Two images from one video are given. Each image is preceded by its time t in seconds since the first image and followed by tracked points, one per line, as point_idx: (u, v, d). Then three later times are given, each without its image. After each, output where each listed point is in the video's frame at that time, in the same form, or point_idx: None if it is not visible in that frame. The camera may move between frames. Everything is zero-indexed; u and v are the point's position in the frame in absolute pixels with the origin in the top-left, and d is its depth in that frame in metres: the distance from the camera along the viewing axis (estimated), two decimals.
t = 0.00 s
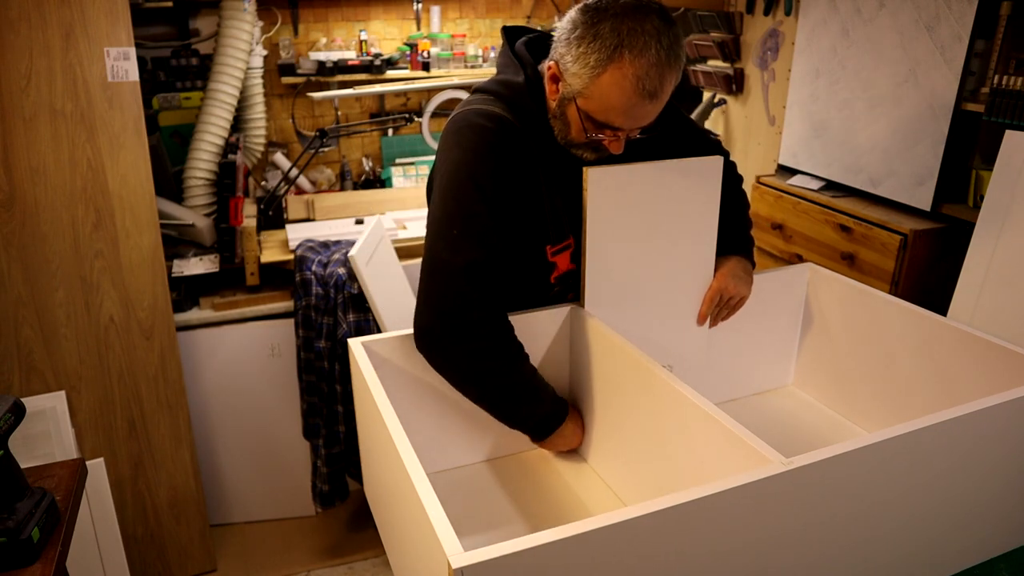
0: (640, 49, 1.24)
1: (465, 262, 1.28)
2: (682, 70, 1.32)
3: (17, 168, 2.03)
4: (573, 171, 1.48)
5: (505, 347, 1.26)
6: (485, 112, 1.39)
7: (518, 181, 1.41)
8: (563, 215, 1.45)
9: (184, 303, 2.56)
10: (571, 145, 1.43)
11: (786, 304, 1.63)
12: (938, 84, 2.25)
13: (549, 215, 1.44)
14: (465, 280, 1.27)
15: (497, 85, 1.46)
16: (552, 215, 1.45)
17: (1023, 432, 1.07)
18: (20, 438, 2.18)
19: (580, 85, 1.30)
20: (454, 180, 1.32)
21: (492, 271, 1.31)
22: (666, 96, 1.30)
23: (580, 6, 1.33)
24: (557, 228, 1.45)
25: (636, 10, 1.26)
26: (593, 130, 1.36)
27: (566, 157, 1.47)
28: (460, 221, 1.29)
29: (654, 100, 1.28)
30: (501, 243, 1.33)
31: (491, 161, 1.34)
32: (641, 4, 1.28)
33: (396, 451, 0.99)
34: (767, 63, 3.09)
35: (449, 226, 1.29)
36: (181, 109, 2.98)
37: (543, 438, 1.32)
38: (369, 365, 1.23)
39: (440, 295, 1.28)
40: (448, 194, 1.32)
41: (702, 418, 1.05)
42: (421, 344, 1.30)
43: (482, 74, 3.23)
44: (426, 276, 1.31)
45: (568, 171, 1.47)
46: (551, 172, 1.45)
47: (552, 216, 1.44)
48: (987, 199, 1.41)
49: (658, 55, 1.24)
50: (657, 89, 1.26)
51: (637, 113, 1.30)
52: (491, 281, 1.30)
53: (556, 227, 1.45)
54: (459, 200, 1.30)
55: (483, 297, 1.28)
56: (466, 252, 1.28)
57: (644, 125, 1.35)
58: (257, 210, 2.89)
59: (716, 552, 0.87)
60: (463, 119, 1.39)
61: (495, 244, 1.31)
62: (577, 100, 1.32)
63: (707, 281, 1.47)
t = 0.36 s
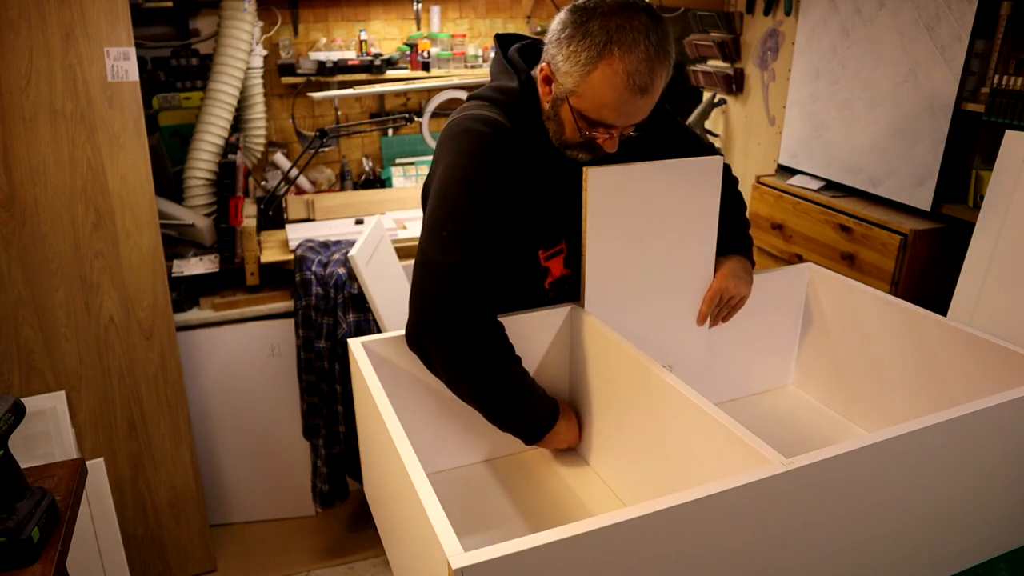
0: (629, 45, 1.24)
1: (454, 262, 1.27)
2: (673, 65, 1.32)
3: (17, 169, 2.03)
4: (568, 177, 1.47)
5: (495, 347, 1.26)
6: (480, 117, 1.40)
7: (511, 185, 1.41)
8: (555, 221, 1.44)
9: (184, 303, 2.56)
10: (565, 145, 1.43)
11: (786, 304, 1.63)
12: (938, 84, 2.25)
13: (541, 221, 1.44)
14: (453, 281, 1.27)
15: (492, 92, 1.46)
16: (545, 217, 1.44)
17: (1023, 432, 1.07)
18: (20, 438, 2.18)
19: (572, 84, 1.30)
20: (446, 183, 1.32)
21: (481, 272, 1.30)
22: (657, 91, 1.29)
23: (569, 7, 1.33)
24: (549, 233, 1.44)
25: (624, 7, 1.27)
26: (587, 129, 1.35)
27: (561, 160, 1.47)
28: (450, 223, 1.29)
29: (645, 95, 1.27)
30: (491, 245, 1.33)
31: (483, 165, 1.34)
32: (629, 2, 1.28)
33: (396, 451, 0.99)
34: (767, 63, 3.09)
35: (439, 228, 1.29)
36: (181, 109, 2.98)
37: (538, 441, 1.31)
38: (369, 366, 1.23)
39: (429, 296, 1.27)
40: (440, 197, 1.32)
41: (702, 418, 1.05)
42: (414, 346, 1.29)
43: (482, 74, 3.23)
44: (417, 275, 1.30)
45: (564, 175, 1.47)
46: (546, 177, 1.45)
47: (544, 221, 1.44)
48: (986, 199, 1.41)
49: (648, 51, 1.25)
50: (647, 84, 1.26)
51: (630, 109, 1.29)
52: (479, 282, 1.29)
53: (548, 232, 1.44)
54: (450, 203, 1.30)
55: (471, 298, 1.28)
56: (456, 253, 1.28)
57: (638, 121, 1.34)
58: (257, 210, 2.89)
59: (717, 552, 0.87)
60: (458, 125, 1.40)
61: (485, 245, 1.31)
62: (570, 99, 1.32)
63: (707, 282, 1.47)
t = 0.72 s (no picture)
0: (619, 54, 1.23)
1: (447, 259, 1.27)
2: (665, 74, 1.31)
3: (17, 169, 2.03)
4: (566, 184, 1.48)
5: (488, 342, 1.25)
6: (477, 118, 1.40)
7: (505, 188, 1.41)
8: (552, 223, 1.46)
9: (184, 303, 2.56)
10: (559, 151, 1.43)
11: (786, 304, 1.63)
12: (938, 84, 2.25)
13: (537, 224, 1.45)
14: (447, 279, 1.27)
15: (489, 94, 1.46)
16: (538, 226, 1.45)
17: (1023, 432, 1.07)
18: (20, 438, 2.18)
19: (563, 92, 1.30)
20: (441, 181, 1.33)
21: (474, 271, 1.30)
22: (648, 100, 1.29)
23: (563, 15, 1.33)
24: (546, 235, 1.46)
25: (616, 16, 1.26)
26: (578, 135, 1.35)
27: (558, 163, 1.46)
28: (443, 219, 1.29)
29: (635, 105, 1.27)
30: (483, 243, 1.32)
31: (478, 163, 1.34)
32: (621, 11, 1.28)
33: (396, 451, 0.99)
34: (767, 63, 3.09)
35: (433, 224, 1.29)
36: (181, 109, 2.98)
37: (534, 429, 1.31)
38: (369, 366, 1.23)
39: (422, 293, 1.26)
40: (434, 194, 1.32)
41: (703, 419, 1.04)
42: (406, 343, 1.29)
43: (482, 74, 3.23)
44: (408, 271, 1.30)
45: (560, 181, 1.47)
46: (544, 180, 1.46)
47: (541, 223, 1.45)
48: (986, 199, 1.41)
49: (638, 61, 1.24)
50: (637, 94, 1.25)
51: (620, 118, 1.29)
52: (472, 281, 1.29)
53: (545, 234, 1.46)
54: (445, 200, 1.30)
55: (462, 295, 1.27)
56: (449, 251, 1.28)
57: (629, 129, 1.33)
58: (257, 210, 2.89)
59: (717, 552, 0.87)
60: (455, 126, 1.40)
61: (479, 244, 1.31)
62: (561, 106, 1.32)
63: (707, 282, 1.47)
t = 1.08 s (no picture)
0: (581, 34, 1.23)
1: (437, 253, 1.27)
2: (634, 56, 1.30)
3: (18, 169, 2.04)
4: (560, 178, 1.48)
5: (482, 339, 1.25)
6: (463, 118, 1.40)
7: (496, 184, 1.41)
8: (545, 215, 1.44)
9: (184, 303, 2.56)
10: (541, 143, 1.42)
11: (787, 304, 1.63)
12: (938, 84, 2.25)
13: (530, 216, 1.44)
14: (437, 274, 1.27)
15: (472, 93, 1.46)
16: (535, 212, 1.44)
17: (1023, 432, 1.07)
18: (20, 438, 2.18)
19: (531, 77, 1.31)
20: (430, 179, 1.32)
21: (467, 265, 1.30)
22: (616, 82, 1.28)
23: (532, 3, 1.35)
24: (540, 227, 1.45)
25: None
26: (551, 122, 1.35)
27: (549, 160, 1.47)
28: (434, 217, 1.29)
29: (601, 86, 1.26)
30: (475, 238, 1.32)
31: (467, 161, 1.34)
32: None
33: (396, 451, 0.99)
34: (767, 63, 3.09)
35: (423, 223, 1.29)
36: (181, 109, 2.98)
37: (532, 432, 1.31)
38: (369, 366, 1.23)
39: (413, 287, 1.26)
40: (423, 193, 1.32)
41: (704, 418, 1.04)
42: (404, 342, 1.29)
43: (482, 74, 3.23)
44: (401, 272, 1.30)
45: (551, 175, 1.47)
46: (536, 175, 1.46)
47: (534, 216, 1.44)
48: (986, 199, 1.40)
49: (601, 41, 1.24)
50: (601, 74, 1.25)
51: (587, 100, 1.28)
52: (465, 275, 1.29)
53: (538, 226, 1.44)
54: (434, 198, 1.30)
55: (457, 289, 1.27)
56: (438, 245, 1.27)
57: (601, 114, 1.32)
58: (257, 210, 2.89)
59: (717, 552, 0.87)
60: (440, 126, 1.40)
61: (471, 239, 1.31)
62: (532, 92, 1.33)
63: (707, 282, 1.47)
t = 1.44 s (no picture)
0: (565, 28, 1.24)
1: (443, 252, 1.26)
2: (617, 47, 1.30)
3: (17, 169, 2.03)
4: (557, 175, 1.52)
5: (491, 337, 1.25)
6: (459, 121, 1.40)
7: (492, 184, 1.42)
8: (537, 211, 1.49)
9: (184, 303, 2.57)
10: (532, 140, 1.42)
11: (786, 304, 1.63)
12: (938, 84, 2.25)
13: (523, 213, 1.48)
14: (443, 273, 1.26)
15: (460, 95, 1.46)
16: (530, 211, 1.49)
17: None
18: (20, 438, 2.18)
19: (517, 72, 1.31)
20: (428, 181, 1.32)
21: (473, 262, 1.29)
22: (602, 73, 1.28)
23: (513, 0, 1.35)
24: (532, 223, 1.49)
25: None
26: (539, 117, 1.35)
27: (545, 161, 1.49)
28: (436, 217, 1.29)
29: (588, 77, 1.26)
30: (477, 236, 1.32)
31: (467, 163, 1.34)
32: None
33: (396, 451, 0.99)
34: (767, 63, 3.09)
35: (425, 223, 1.29)
36: (181, 109, 2.98)
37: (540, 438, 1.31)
38: (369, 367, 1.23)
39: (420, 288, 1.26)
40: (423, 195, 1.31)
41: (703, 417, 1.04)
42: (412, 346, 1.27)
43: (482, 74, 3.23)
44: (406, 275, 1.29)
45: (545, 174, 1.50)
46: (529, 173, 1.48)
47: (526, 212, 1.48)
48: (986, 198, 1.40)
49: (585, 32, 1.24)
50: (587, 66, 1.25)
51: (574, 93, 1.28)
52: (471, 273, 1.28)
53: (531, 223, 1.49)
54: (435, 200, 1.30)
55: (465, 287, 1.26)
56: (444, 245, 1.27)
57: (589, 106, 1.32)
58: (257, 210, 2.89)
59: (716, 553, 0.87)
60: (435, 129, 1.39)
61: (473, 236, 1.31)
62: (518, 88, 1.33)
63: (707, 282, 1.47)
